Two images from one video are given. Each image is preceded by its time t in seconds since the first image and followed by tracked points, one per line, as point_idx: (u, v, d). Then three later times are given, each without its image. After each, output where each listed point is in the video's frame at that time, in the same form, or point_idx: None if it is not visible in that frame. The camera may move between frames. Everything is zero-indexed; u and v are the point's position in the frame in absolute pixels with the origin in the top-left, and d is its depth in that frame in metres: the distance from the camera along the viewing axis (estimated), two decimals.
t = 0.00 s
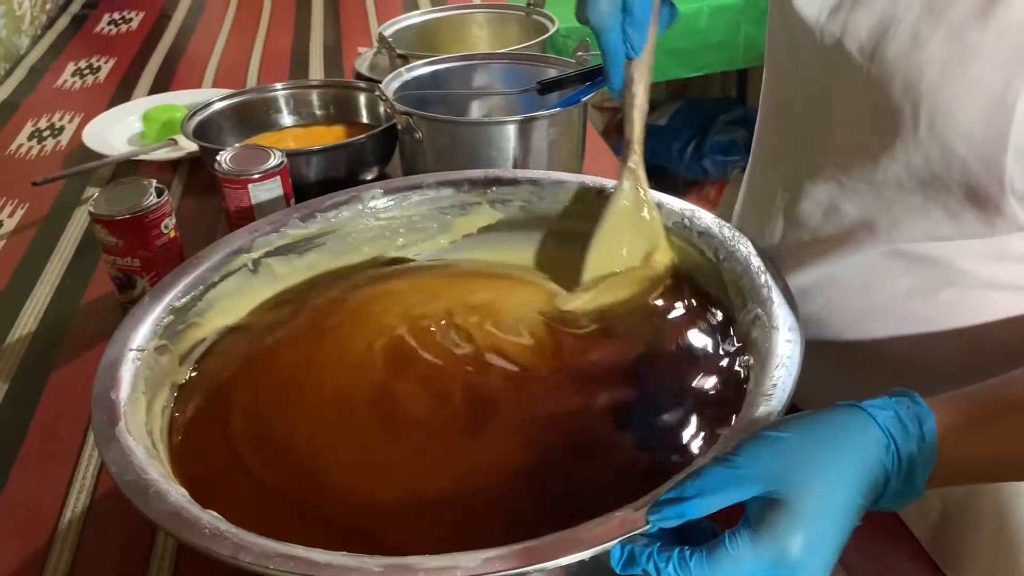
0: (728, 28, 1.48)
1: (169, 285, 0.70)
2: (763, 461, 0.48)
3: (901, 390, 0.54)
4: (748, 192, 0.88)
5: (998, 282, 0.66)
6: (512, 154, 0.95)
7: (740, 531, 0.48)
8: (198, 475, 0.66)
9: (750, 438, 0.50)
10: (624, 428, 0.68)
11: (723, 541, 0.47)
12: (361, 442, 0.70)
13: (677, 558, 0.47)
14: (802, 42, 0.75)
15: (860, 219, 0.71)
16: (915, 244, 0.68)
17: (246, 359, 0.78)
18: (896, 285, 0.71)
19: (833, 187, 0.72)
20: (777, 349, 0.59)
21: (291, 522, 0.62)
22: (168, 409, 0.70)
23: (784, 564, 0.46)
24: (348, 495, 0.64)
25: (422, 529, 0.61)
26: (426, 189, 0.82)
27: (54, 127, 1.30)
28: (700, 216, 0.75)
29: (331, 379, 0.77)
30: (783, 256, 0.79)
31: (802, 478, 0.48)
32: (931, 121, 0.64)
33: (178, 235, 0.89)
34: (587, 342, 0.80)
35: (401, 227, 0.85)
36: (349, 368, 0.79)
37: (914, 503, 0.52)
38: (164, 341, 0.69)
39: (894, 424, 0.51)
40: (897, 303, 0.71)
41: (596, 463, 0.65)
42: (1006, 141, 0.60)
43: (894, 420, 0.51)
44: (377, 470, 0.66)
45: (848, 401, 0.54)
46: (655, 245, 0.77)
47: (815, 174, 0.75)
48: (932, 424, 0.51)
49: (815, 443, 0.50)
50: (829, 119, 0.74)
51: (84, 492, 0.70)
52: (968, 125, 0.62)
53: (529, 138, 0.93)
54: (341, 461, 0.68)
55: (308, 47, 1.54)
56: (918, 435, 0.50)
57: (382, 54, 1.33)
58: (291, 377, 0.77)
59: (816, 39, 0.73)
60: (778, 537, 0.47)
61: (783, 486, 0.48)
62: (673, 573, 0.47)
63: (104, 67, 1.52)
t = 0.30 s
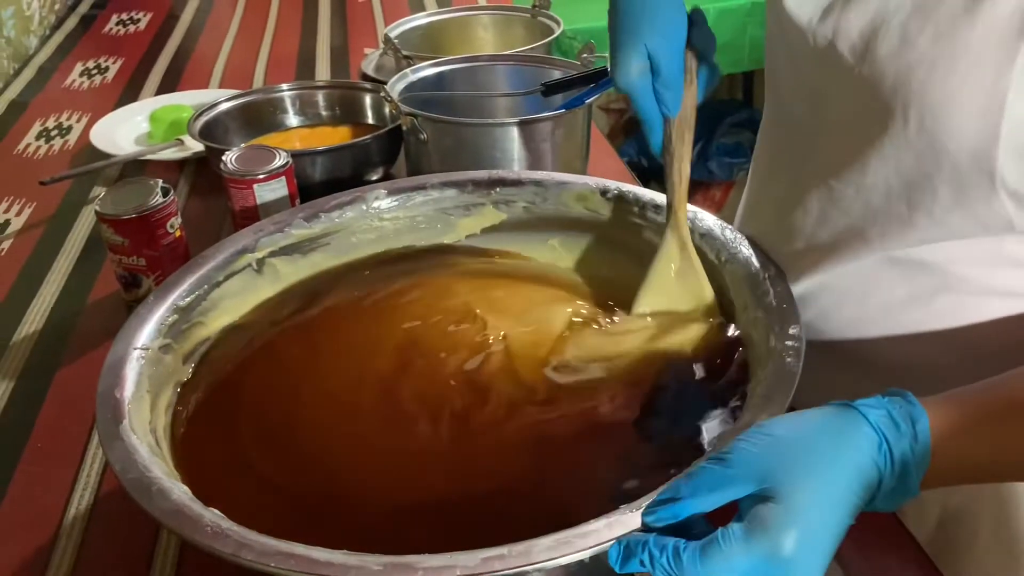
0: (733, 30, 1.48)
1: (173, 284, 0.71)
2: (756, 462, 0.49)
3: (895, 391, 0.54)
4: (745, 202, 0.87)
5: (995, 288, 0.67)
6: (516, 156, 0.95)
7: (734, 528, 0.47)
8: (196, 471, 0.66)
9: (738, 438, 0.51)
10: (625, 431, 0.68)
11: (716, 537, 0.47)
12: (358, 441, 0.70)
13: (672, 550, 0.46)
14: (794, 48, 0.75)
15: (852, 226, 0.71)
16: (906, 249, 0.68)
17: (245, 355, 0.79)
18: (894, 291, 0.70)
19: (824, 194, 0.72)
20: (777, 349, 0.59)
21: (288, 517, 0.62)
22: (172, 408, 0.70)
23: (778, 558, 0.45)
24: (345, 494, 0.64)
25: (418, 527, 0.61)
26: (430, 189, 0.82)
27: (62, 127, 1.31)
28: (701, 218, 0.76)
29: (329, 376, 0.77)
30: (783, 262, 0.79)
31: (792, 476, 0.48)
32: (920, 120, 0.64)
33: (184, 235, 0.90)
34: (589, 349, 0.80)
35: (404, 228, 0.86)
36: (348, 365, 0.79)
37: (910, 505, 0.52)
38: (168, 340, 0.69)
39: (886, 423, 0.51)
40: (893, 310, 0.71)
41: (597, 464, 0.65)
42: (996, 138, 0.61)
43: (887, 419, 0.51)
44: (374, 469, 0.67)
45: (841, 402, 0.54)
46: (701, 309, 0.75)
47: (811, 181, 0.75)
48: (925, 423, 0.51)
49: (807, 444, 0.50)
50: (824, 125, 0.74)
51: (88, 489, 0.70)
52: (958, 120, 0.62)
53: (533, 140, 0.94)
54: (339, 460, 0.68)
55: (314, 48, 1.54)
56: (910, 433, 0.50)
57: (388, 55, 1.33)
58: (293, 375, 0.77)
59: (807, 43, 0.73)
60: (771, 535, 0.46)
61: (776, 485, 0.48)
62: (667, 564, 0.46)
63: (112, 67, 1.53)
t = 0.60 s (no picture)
0: (738, 30, 1.47)
1: (175, 283, 0.71)
2: (756, 465, 0.49)
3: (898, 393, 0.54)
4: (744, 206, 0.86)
5: (998, 295, 0.67)
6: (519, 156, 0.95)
7: (731, 531, 0.47)
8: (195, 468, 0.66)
9: (738, 442, 0.51)
10: (626, 433, 0.68)
11: (715, 539, 0.46)
12: (356, 439, 0.70)
13: (671, 549, 0.46)
14: (794, 51, 0.75)
15: (849, 227, 0.71)
16: (907, 251, 0.68)
17: (244, 352, 0.79)
18: (894, 295, 0.70)
19: (821, 196, 0.72)
20: (779, 351, 0.59)
21: (287, 515, 0.63)
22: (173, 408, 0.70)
23: (774, 562, 0.45)
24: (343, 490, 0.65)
25: (416, 525, 0.61)
26: (433, 190, 0.83)
27: (65, 125, 1.31)
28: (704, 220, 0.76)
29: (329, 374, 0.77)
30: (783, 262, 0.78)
31: (791, 481, 0.48)
32: (917, 117, 0.64)
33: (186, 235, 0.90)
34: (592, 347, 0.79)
35: (406, 227, 0.86)
36: (348, 361, 0.79)
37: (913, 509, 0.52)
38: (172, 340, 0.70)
39: (889, 427, 0.51)
40: (892, 314, 0.71)
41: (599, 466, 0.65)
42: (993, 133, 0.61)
43: (890, 424, 0.51)
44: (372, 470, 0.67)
45: (841, 405, 0.54)
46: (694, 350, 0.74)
47: (808, 181, 0.75)
48: (929, 427, 0.50)
49: (807, 449, 0.49)
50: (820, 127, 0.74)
51: (89, 489, 0.70)
52: (955, 118, 0.62)
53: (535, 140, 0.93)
54: (339, 458, 0.68)
55: (319, 47, 1.54)
56: (913, 438, 0.50)
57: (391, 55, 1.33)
58: (293, 373, 0.77)
59: (806, 48, 0.73)
60: (769, 539, 0.46)
61: (774, 487, 0.48)
62: (664, 559, 0.46)
63: (116, 67, 1.53)
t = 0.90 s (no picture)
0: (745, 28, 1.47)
1: (180, 281, 0.71)
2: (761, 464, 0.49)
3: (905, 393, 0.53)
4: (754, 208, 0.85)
5: (1010, 299, 0.67)
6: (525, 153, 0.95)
7: (736, 531, 0.48)
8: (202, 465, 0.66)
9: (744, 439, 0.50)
10: (632, 432, 0.68)
11: (720, 539, 0.47)
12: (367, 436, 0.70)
13: (676, 549, 0.46)
14: (800, 55, 0.74)
15: (862, 232, 0.71)
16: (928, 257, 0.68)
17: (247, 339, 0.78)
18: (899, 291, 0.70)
19: (833, 201, 0.72)
20: (784, 350, 0.59)
21: (292, 509, 0.62)
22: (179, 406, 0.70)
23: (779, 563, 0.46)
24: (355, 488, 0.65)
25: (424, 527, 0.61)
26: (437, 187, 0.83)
27: (71, 122, 1.31)
28: (708, 218, 0.75)
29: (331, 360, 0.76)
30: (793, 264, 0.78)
31: (797, 481, 0.48)
32: (931, 120, 0.64)
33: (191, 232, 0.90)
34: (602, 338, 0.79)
35: (410, 224, 0.87)
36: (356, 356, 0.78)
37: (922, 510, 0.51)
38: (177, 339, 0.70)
39: (897, 428, 0.50)
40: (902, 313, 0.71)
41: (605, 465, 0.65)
42: (1010, 133, 0.61)
43: (897, 424, 0.50)
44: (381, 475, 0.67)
45: (848, 406, 0.53)
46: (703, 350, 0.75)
47: (817, 185, 0.75)
48: (937, 427, 0.50)
49: (814, 448, 0.49)
50: (829, 132, 0.74)
51: (95, 485, 0.70)
52: (971, 121, 0.62)
53: (541, 137, 0.93)
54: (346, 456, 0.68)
55: (324, 44, 1.54)
56: (921, 439, 0.49)
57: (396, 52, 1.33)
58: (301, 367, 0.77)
59: (812, 54, 0.72)
60: (774, 540, 0.46)
61: (780, 487, 0.48)
62: (670, 559, 0.46)
63: (122, 63, 1.53)
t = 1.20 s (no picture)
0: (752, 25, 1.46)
1: (188, 276, 0.71)
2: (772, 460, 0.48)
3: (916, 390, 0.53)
4: (765, 208, 0.85)
5: None
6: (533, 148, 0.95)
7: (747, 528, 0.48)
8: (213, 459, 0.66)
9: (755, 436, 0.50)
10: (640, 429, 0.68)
11: (731, 536, 0.47)
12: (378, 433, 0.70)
13: (687, 545, 0.46)
14: (807, 58, 0.74)
15: (872, 232, 0.71)
16: (938, 255, 0.67)
17: (256, 325, 0.77)
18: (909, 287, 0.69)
19: (843, 201, 0.72)
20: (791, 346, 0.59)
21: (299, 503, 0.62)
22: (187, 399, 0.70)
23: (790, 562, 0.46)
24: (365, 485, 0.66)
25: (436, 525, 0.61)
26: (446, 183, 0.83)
27: (79, 117, 1.31)
28: (717, 214, 0.75)
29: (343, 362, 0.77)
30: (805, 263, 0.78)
31: (807, 479, 0.48)
32: (940, 120, 0.63)
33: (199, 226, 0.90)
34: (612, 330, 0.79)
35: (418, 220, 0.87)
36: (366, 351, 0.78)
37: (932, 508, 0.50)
38: (185, 333, 0.70)
39: (906, 426, 0.50)
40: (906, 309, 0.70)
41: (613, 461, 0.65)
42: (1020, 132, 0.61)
43: (907, 422, 0.50)
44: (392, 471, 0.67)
45: (859, 404, 0.53)
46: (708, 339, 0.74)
47: (826, 185, 0.75)
48: (946, 426, 0.49)
49: (824, 443, 0.49)
50: (837, 133, 0.74)
51: (104, 479, 0.70)
52: (979, 120, 0.62)
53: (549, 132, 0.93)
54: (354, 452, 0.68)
55: (332, 39, 1.54)
56: (931, 437, 0.49)
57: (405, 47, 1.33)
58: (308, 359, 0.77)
59: (820, 56, 0.73)
60: (785, 538, 0.47)
61: (790, 486, 0.48)
62: (681, 556, 0.46)
63: (130, 58, 1.53)
